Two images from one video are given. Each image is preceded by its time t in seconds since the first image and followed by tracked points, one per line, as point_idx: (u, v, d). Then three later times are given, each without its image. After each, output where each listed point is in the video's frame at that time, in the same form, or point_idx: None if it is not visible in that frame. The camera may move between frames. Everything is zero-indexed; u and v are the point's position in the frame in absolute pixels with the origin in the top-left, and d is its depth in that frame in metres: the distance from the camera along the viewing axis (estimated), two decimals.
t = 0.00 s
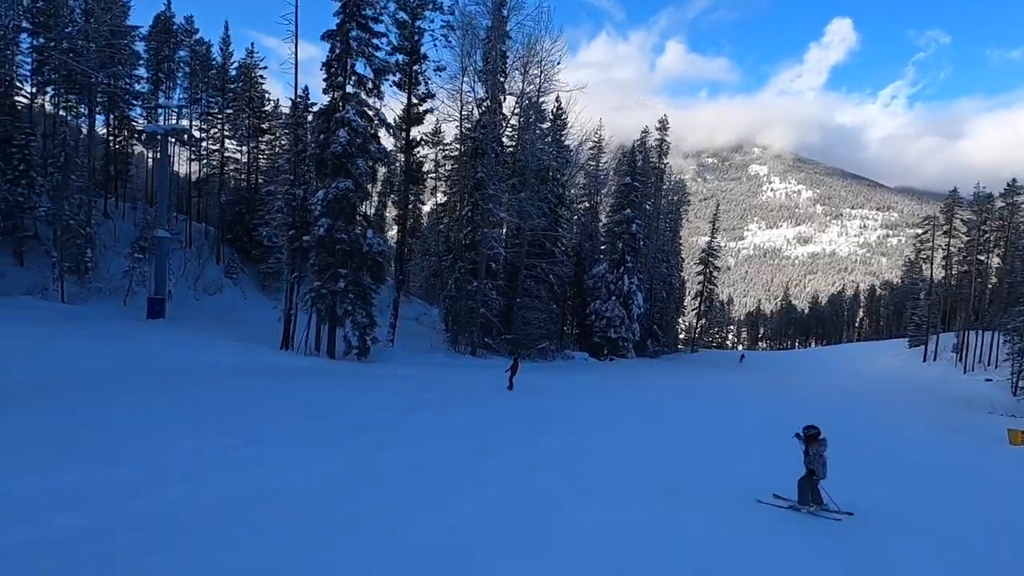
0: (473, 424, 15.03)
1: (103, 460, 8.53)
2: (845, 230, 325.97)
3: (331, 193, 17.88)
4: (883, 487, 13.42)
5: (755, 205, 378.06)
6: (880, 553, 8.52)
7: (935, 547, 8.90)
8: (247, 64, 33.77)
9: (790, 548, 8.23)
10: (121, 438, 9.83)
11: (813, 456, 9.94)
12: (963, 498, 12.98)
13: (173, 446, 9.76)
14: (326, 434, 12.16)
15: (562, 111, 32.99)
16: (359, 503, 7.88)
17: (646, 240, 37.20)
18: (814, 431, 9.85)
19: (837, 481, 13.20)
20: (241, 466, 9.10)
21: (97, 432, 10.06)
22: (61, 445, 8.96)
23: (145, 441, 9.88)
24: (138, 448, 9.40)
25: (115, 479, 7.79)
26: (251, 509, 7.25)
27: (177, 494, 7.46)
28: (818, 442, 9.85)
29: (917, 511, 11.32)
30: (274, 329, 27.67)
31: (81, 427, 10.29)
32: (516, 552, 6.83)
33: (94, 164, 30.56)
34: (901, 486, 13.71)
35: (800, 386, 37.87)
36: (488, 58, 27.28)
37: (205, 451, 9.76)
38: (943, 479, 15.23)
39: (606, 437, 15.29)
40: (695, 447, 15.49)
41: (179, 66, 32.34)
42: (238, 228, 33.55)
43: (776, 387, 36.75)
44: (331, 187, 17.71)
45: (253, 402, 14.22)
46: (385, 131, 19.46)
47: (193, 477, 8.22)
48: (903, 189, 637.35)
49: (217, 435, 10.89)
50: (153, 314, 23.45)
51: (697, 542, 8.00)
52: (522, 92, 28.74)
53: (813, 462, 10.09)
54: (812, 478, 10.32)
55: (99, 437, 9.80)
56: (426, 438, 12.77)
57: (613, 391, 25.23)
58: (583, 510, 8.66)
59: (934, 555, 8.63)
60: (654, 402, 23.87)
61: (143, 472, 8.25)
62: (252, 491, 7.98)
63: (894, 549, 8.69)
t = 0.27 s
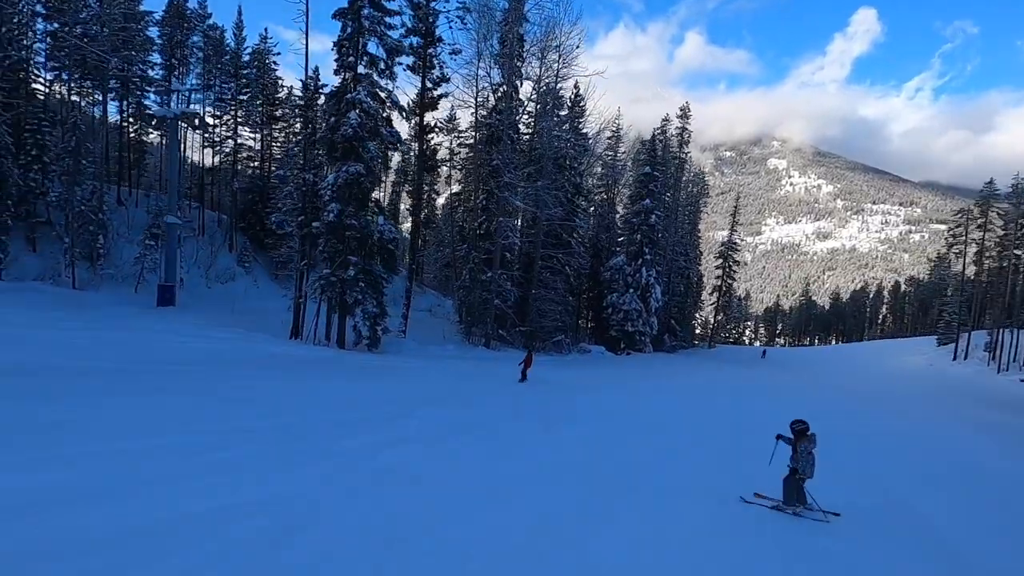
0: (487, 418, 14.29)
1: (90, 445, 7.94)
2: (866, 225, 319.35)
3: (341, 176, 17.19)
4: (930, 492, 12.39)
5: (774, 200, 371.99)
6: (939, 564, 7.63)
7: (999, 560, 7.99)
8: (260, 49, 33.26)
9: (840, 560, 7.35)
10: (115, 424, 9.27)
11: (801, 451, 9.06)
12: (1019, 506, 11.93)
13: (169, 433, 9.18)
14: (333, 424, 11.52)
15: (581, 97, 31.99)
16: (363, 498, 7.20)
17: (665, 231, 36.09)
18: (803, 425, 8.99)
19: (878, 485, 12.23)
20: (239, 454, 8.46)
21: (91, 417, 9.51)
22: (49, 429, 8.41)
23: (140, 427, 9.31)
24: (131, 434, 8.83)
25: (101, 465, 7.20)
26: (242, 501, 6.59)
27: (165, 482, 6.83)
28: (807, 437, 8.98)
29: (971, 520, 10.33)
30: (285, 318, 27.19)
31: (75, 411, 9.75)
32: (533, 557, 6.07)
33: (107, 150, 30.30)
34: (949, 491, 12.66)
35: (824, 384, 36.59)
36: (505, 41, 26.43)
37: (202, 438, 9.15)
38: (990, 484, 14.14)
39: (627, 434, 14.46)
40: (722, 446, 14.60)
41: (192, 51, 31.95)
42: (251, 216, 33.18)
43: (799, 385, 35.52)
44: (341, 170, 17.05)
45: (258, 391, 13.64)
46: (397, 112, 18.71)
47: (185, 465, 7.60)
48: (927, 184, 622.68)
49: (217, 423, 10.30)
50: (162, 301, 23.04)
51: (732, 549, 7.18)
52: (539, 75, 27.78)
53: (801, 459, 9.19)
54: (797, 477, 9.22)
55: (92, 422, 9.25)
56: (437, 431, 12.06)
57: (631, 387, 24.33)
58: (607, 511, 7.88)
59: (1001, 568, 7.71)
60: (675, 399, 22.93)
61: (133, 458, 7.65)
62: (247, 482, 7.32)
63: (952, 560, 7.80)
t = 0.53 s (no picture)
0: (493, 420, 13.58)
1: (64, 450, 7.30)
2: (875, 223, 316.45)
3: (341, 167, 16.53)
4: (967, 503, 11.58)
5: (781, 197, 369.31)
6: None
7: None
8: (261, 41, 32.62)
9: None
10: (95, 425, 8.62)
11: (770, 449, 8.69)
12: None
13: (153, 435, 8.53)
14: (330, 425, 10.86)
15: (588, 89, 31.18)
16: (357, 515, 6.51)
17: (675, 226, 35.25)
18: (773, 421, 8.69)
19: (910, 494, 11.48)
20: (227, 460, 7.81)
21: (70, 417, 8.86)
22: (22, 430, 7.78)
23: (122, 429, 8.66)
24: (112, 436, 8.19)
25: (72, 474, 6.56)
26: (226, 518, 5.94)
27: (141, 495, 6.18)
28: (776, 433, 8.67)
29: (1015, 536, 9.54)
30: (286, 315, 26.59)
31: (54, 411, 9.12)
32: None
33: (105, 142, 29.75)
34: (987, 502, 11.85)
35: (838, 384, 35.66)
36: (511, 30, 25.65)
37: (189, 442, 8.50)
38: None
39: (640, 436, 13.72)
40: (740, 449, 13.86)
41: (192, 43, 31.34)
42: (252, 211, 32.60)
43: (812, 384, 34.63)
44: (341, 161, 16.36)
45: (254, 390, 13.00)
46: (399, 100, 18.00)
47: (163, 476, 6.94)
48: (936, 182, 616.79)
49: (207, 424, 9.65)
50: (159, 297, 22.46)
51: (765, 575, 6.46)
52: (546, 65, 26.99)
53: (767, 459, 8.80)
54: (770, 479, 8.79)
55: (71, 422, 8.61)
56: (441, 433, 11.39)
57: (641, 386, 23.58)
58: (625, 530, 7.17)
59: None
60: (686, 398, 22.16)
61: (109, 466, 7.00)
62: (230, 494, 6.66)
63: None
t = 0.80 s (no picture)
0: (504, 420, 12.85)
1: (39, 454, 6.65)
2: (883, 219, 313.55)
3: (344, 156, 15.84)
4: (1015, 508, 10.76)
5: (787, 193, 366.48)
6: None
7: None
8: (263, 31, 31.94)
9: None
10: (77, 426, 7.95)
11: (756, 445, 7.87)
12: None
13: (142, 436, 7.88)
14: (333, 425, 10.17)
15: (598, 78, 30.33)
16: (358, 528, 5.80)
17: (687, 220, 34.37)
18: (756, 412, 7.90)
19: (952, 498, 10.69)
20: (220, 463, 7.16)
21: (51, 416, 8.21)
22: None
23: (107, 429, 7.99)
24: (97, 437, 7.55)
25: (43, 481, 5.91)
26: (211, 541, 5.22)
27: (120, 510, 5.50)
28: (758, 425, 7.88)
29: None
30: (288, 311, 25.93)
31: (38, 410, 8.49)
32: None
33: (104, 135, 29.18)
34: None
35: (854, 381, 34.69)
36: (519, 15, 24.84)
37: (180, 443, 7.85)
38: None
39: (660, 437, 12.99)
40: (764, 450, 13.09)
41: (193, 33, 30.71)
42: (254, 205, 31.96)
43: (828, 381, 33.71)
44: (343, 148, 15.64)
45: (252, 387, 12.34)
46: (404, 86, 17.26)
47: (145, 483, 6.26)
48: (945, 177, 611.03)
49: (200, 423, 8.99)
50: (158, 292, 21.84)
51: None
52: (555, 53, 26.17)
53: (754, 454, 7.97)
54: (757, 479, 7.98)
55: (53, 422, 7.95)
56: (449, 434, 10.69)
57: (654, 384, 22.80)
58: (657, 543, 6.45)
59: None
60: (701, 396, 21.40)
61: (87, 473, 6.35)
62: (218, 505, 5.96)
63: None
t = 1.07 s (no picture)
0: (518, 424, 12.21)
1: (17, 476, 6.05)
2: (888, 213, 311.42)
3: (347, 148, 15.19)
4: None
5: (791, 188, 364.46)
6: None
7: None
8: (263, 24, 31.27)
9: None
10: (64, 440, 7.37)
11: (745, 446, 7.38)
12: None
13: (133, 452, 7.28)
14: (339, 432, 9.57)
15: (606, 69, 29.57)
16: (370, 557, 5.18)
17: (697, 214, 33.60)
18: (741, 411, 7.52)
19: (999, 502, 10.03)
20: (217, 483, 6.55)
21: (35, 430, 7.62)
22: None
23: (95, 444, 7.39)
24: (83, 456, 6.94)
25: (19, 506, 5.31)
26: None
27: (102, 544, 4.90)
28: (745, 425, 7.46)
29: None
30: (291, 310, 25.35)
31: (22, 421, 7.90)
32: None
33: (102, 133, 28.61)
34: None
35: (869, 377, 33.90)
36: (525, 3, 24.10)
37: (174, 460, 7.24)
38: None
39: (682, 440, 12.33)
40: (792, 452, 12.44)
41: (191, 27, 30.06)
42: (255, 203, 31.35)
43: (842, 377, 32.92)
44: (346, 140, 14.99)
45: (253, 390, 11.75)
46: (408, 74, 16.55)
47: (131, 508, 5.64)
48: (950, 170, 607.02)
49: (196, 434, 8.39)
50: (157, 291, 21.26)
51: None
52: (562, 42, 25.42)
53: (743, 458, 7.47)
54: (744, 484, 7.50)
55: (36, 437, 7.36)
56: (463, 441, 10.08)
57: (668, 382, 22.14)
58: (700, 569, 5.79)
59: None
60: (717, 394, 20.72)
61: (67, 499, 5.74)
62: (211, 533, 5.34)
63: None
